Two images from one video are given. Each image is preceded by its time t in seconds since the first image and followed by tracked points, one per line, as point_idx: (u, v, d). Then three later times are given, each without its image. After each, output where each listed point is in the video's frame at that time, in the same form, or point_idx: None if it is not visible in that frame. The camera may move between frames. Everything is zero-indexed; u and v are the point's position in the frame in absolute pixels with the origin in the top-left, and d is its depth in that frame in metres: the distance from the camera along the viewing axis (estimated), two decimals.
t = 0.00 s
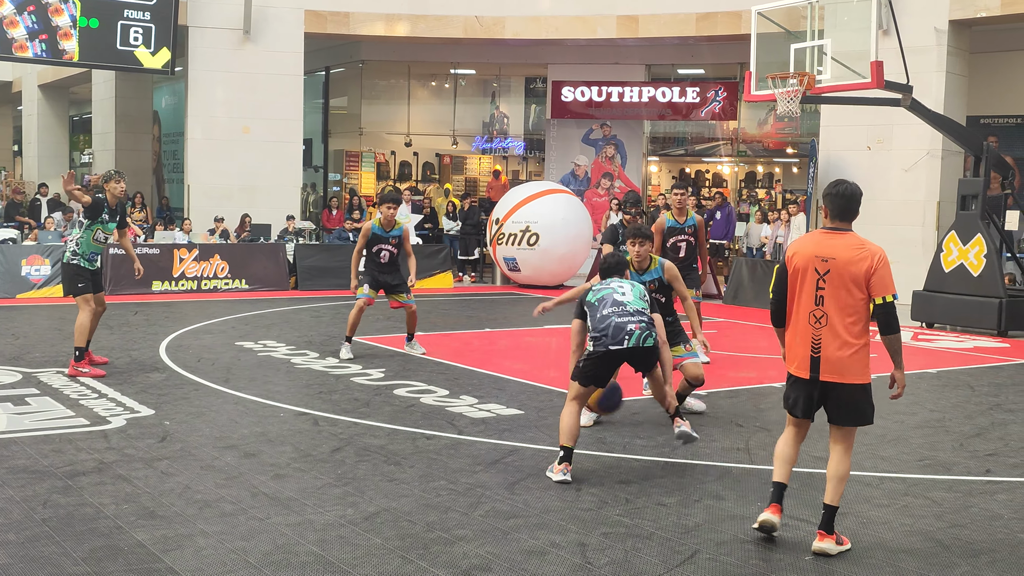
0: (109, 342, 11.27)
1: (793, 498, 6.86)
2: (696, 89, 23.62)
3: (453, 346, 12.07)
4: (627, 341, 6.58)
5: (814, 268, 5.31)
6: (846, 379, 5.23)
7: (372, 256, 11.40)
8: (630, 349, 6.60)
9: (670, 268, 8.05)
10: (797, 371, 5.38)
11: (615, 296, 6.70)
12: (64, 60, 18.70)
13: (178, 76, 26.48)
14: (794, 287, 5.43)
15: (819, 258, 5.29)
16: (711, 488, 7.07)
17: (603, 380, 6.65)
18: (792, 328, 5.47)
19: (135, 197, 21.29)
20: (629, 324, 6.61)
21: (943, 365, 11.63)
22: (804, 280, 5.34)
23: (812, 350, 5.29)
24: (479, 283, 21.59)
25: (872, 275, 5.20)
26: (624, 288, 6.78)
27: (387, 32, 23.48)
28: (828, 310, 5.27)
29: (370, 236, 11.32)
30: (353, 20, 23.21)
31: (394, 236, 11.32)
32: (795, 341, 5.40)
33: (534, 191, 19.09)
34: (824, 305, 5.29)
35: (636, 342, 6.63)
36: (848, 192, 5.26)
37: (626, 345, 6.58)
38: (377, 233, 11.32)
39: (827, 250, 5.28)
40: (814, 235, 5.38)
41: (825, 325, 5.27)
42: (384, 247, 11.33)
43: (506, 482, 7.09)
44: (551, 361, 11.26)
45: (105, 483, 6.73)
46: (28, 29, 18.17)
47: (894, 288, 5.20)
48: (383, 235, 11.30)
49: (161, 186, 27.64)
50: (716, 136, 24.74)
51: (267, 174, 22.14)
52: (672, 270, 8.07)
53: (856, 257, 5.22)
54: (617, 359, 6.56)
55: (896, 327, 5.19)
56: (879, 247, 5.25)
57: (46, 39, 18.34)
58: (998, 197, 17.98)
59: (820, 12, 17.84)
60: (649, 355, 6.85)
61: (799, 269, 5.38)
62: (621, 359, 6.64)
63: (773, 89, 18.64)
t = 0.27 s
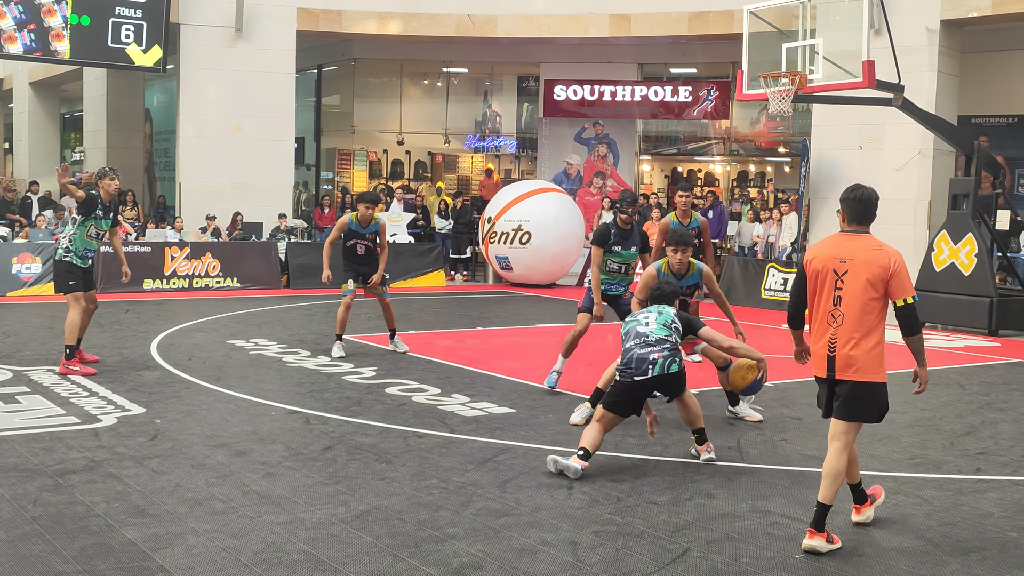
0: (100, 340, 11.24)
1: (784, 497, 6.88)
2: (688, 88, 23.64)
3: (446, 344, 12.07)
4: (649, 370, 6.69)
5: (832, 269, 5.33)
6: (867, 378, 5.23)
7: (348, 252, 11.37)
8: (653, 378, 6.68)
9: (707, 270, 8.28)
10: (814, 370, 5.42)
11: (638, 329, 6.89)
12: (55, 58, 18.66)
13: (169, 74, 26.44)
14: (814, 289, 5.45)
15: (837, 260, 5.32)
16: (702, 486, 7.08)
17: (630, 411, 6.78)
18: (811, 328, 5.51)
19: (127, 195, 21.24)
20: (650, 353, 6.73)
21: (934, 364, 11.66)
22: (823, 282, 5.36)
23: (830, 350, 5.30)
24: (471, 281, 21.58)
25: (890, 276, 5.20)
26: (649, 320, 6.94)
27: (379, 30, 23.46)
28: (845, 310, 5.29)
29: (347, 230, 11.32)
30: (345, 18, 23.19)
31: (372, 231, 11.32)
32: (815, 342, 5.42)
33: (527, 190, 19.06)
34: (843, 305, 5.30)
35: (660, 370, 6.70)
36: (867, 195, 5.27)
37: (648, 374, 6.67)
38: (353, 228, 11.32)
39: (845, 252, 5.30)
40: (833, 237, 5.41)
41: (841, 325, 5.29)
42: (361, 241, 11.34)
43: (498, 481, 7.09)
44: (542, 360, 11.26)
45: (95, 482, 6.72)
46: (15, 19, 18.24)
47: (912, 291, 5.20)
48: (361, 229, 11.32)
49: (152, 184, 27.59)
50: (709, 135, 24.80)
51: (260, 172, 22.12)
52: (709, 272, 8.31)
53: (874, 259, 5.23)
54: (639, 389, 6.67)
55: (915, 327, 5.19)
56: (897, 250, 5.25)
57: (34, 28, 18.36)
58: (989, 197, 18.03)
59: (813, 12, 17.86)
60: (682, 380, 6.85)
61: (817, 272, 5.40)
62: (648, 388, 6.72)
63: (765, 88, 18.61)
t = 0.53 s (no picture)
0: (95, 339, 11.21)
1: (779, 495, 6.89)
2: (683, 87, 23.68)
3: (441, 343, 12.08)
4: (646, 353, 6.70)
5: (857, 271, 5.56)
6: (896, 374, 5.46)
7: (345, 249, 11.35)
8: (649, 360, 6.69)
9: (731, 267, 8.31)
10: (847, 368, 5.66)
11: (640, 308, 6.85)
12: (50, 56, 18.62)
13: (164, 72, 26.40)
14: (842, 291, 5.69)
15: (862, 261, 5.55)
16: (699, 485, 7.09)
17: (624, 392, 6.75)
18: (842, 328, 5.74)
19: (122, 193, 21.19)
20: (649, 336, 6.73)
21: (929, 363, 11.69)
22: (849, 284, 5.59)
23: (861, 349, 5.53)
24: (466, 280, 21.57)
25: (914, 272, 5.40)
26: (650, 301, 6.93)
27: (375, 28, 23.50)
28: (872, 309, 5.50)
29: (346, 228, 11.31)
30: (342, 16, 23.34)
31: (370, 227, 11.35)
32: (845, 341, 5.66)
33: (523, 188, 19.07)
34: (869, 305, 5.51)
35: (655, 354, 6.72)
36: (886, 197, 5.49)
37: (644, 356, 6.69)
38: (352, 225, 11.31)
39: (869, 253, 5.53)
40: (858, 240, 5.64)
41: (870, 324, 5.51)
42: (359, 239, 11.34)
43: (494, 479, 7.09)
44: (539, 358, 11.27)
45: (91, 481, 6.70)
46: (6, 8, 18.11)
47: (934, 285, 5.37)
48: (360, 227, 11.34)
49: (147, 182, 27.54)
50: (705, 133, 24.84)
51: (255, 170, 22.09)
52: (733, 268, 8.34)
53: (896, 257, 5.44)
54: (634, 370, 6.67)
55: (939, 321, 5.35)
56: (919, 247, 5.44)
57: (24, 15, 18.21)
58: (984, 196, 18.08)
59: (808, 11, 17.86)
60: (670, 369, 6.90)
61: (844, 275, 5.64)
62: (641, 370, 6.72)
63: (761, 87, 18.69)
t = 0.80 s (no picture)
0: (94, 337, 11.21)
1: (778, 493, 6.90)
2: (683, 84, 23.79)
3: (440, 341, 12.09)
4: (619, 361, 6.72)
5: (894, 264, 5.57)
6: (930, 365, 5.50)
7: (341, 249, 11.31)
8: (621, 368, 6.72)
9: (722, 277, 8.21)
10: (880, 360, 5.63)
11: (612, 313, 6.82)
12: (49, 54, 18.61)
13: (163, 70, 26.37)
14: (875, 285, 5.68)
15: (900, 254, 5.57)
16: (697, 483, 7.10)
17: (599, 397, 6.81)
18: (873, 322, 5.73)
19: (120, 191, 21.17)
20: (621, 343, 6.73)
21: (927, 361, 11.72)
22: (884, 276, 5.61)
23: (900, 340, 5.53)
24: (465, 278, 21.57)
25: (951, 266, 5.47)
26: (625, 304, 6.87)
27: (375, 26, 23.53)
28: (910, 302, 5.52)
29: (341, 228, 11.25)
30: (340, 14, 23.32)
31: (366, 227, 11.34)
32: (877, 333, 5.66)
33: (521, 186, 19.07)
34: (905, 297, 5.54)
35: (628, 360, 6.73)
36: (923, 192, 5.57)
37: (615, 364, 6.71)
38: (348, 226, 11.26)
39: (907, 246, 5.56)
40: (892, 235, 5.67)
41: (908, 316, 5.53)
42: (355, 240, 11.31)
43: (493, 478, 7.10)
44: (538, 357, 11.28)
45: (90, 479, 6.70)
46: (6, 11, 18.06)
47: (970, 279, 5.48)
48: (355, 228, 11.30)
49: (146, 180, 27.53)
50: (704, 131, 24.69)
51: (254, 168, 22.06)
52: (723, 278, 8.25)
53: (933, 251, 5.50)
54: (607, 378, 6.72)
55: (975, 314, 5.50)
56: (953, 242, 5.55)
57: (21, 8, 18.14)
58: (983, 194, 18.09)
59: (808, 9, 17.84)
60: (650, 369, 6.91)
61: (879, 267, 5.64)
62: (616, 376, 6.77)
63: (760, 85, 18.54)
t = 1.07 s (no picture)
0: (93, 333, 11.20)
1: (776, 489, 6.91)
2: (682, 82, 23.61)
3: (438, 337, 12.08)
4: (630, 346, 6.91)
5: (949, 265, 5.68)
6: (984, 365, 5.59)
7: (329, 245, 11.30)
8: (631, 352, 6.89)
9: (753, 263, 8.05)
10: (933, 359, 5.68)
11: (623, 307, 7.07)
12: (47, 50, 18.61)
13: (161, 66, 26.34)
14: (928, 285, 5.76)
15: (955, 254, 5.67)
16: (696, 479, 7.10)
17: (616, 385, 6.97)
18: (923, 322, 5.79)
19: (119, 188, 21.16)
20: (628, 330, 6.94)
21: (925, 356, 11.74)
22: (940, 277, 5.69)
23: (957, 339, 5.60)
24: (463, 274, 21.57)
25: (1005, 268, 5.62)
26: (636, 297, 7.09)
27: (373, 23, 23.58)
28: (966, 302, 5.61)
29: (328, 224, 11.25)
30: (338, 11, 23.34)
31: (353, 223, 11.31)
32: (930, 332, 5.71)
33: (520, 182, 19.07)
34: (961, 297, 5.63)
35: (640, 345, 6.89)
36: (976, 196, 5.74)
37: (626, 349, 6.90)
38: (335, 222, 11.26)
39: (962, 247, 5.68)
40: (944, 237, 5.79)
41: (964, 316, 5.61)
42: (343, 236, 11.30)
43: (492, 474, 7.10)
44: (537, 353, 11.28)
45: (88, 476, 6.70)
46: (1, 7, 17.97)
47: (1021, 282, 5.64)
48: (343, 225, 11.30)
49: (145, 176, 27.51)
50: (703, 128, 24.83)
51: (252, 165, 22.05)
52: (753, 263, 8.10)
53: (987, 253, 5.64)
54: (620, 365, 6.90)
55: None
56: (1002, 246, 5.71)
57: (19, 7, 18.05)
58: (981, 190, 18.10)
59: (806, 6, 17.79)
60: (668, 358, 6.96)
61: (933, 268, 5.73)
62: (631, 362, 6.92)
63: (758, 81, 18.62)
